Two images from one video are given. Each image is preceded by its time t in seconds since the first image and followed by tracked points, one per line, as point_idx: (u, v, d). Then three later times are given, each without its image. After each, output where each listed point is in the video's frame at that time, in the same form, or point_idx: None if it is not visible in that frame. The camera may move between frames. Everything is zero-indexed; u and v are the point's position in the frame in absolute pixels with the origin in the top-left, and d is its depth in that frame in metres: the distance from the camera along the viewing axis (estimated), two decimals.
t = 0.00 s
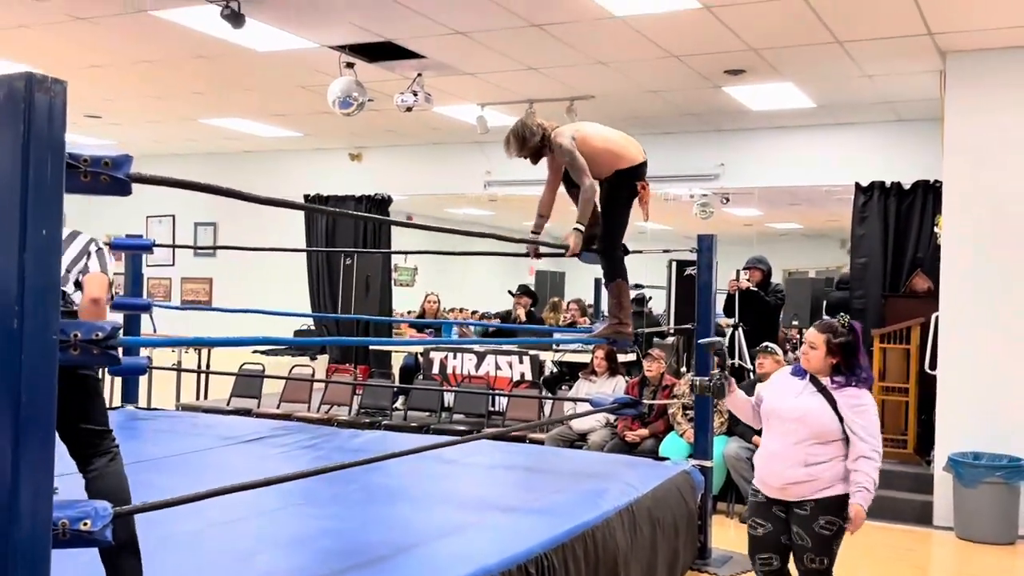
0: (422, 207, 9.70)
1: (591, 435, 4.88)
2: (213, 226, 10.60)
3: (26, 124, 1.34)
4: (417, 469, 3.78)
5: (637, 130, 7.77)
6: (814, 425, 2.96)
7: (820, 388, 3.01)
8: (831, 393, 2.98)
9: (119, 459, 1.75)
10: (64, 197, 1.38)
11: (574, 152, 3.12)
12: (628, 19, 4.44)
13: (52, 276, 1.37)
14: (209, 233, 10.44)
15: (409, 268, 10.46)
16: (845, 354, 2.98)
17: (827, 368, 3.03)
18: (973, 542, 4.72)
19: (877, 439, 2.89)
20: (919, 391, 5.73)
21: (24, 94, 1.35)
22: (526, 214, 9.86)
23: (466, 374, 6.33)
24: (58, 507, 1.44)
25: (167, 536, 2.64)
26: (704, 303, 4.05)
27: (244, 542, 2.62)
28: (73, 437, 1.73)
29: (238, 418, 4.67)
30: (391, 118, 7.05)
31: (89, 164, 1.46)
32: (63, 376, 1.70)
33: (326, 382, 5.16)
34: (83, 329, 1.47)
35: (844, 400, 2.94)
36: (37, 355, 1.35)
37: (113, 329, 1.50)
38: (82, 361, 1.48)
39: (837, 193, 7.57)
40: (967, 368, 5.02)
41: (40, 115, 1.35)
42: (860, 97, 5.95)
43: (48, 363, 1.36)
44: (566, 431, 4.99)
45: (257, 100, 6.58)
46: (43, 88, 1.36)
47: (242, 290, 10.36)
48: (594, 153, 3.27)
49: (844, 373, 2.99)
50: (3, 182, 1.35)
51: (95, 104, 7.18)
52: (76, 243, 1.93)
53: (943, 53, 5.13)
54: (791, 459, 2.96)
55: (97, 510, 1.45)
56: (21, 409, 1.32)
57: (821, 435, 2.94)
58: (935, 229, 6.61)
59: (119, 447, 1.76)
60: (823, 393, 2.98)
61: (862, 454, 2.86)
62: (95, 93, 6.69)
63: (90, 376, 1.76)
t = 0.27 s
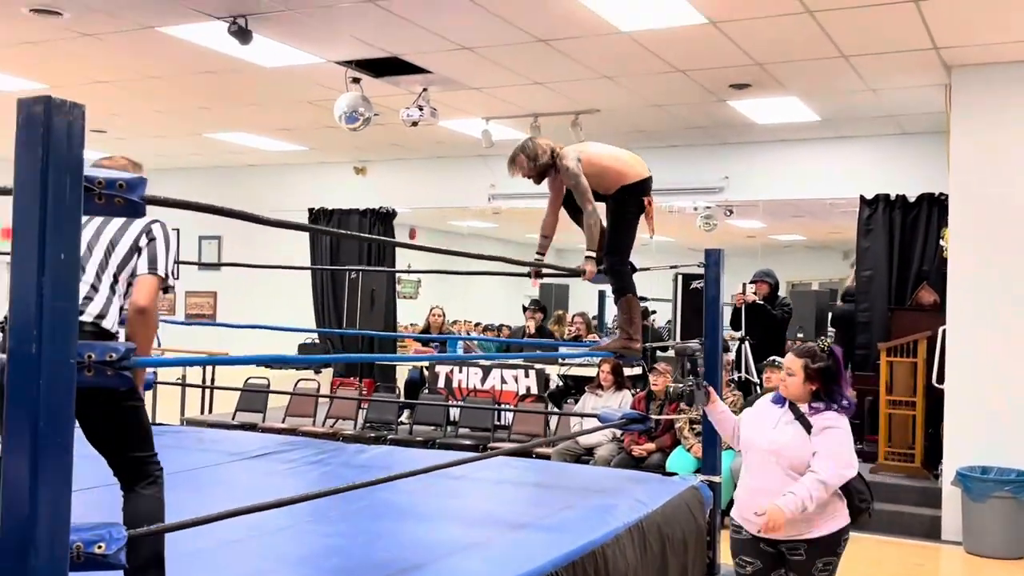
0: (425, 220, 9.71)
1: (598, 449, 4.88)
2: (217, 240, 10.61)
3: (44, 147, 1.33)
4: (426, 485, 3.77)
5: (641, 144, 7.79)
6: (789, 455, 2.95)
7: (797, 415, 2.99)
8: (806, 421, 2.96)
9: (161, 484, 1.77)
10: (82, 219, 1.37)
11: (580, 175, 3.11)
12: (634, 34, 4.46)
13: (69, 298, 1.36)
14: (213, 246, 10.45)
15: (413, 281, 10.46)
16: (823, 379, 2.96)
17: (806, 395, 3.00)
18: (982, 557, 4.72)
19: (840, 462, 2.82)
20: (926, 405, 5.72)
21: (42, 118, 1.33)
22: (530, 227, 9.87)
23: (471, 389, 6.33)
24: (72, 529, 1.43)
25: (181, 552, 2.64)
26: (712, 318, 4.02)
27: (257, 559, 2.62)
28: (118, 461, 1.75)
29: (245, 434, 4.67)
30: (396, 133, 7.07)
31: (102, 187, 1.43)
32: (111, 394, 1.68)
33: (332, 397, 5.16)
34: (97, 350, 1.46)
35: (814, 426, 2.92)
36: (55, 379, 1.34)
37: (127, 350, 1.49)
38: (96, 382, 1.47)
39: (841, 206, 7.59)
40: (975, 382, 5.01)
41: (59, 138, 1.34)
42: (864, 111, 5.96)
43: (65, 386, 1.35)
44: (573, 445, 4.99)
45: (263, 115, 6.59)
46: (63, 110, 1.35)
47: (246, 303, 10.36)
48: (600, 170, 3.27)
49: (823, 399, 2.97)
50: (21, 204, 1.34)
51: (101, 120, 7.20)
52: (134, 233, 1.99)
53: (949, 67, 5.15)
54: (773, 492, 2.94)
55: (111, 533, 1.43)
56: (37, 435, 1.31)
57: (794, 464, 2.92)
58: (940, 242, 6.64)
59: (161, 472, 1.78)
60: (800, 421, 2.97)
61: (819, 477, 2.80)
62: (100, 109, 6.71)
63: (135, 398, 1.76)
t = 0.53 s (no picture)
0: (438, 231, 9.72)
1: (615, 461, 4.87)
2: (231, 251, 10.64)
3: (81, 165, 1.29)
4: (447, 498, 3.76)
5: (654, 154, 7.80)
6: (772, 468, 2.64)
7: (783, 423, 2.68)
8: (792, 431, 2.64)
9: (195, 498, 1.80)
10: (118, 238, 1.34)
11: (600, 191, 3.09)
12: (651, 45, 4.47)
13: (105, 317, 1.32)
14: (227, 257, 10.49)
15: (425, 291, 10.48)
16: (806, 384, 2.65)
17: (790, 400, 2.70)
18: (1003, 569, 4.69)
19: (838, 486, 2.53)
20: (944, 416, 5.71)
21: (78, 136, 1.30)
22: (543, 237, 9.88)
23: (487, 400, 6.33)
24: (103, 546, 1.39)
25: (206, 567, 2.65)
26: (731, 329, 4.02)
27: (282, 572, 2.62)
28: (155, 472, 1.78)
29: (262, 446, 4.67)
30: (410, 144, 7.09)
31: (134, 204, 1.40)
32: (166, 407, 1.75)
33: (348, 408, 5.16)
34: (126, 365, 1.43)
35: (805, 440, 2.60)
36: (91, 399, 1.30)
37: (156, 365, 1.46)
38: (126, 398, 1.43)
39: (855, 216, 7.57)
40: (994, 392, 4.99)
41: (96, 155, 1.30)
42: (880, 121, 5.95)
43: (101, 406, 1.31)
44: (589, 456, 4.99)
45: (278, 127, 6.62)
46: (100, 128, 1.31)
47: (259, 314, 10.39)
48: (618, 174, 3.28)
49: (808, 406, 2.66)
50: (56, 220, 1.30)
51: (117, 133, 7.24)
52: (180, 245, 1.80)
53: (966, 76, 5.13)
54: (753, 508, 2.67)
55: (142, 549, 1.40)
56: (73, 457, 1.27)
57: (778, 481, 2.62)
58: (956, 252, 6.63)
59: (197, 486, 1.82)
60: (783, 428, 2.65)
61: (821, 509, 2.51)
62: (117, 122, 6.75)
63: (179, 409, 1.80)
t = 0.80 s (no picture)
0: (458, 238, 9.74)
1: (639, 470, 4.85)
2: (254, 260, 10.71)
3: (118, 181, 1.30)
4: (472, 507, 3.75)
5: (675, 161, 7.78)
6: (756, 499, 2.53)
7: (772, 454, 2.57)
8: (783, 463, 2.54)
9: (217, 507, 1.77)
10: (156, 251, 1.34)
11: (628, 190, 3.10)
12: (674, 53, 4.47)
13: (144, 329, 1.32)
14: (249, 266, 10.55)
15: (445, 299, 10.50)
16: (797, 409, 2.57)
17: (782, 428, 2.61)
18: None
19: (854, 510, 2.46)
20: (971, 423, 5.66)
21: (115, 151, 1.30)
22: (563, 245, 9.88)
23: (509, 408, 6.33)
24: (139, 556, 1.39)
25: None
26: (756, 336, 4.00)
27: None
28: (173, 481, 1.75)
29: (286, 454, 4.68)
30: (431, 153, 7.11)
31: (168, 216, 1.42)
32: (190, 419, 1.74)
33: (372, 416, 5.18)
34: (162, 377, 1.44)
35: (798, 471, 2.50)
36: (129, 412, 1.30)
37: (190, 376, 1.46)
38: (161, 410, 1.44)
39: (879, 222, 7.52)
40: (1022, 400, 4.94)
41: (132, 170, 1.31)
42: (903, 126, 5.92)
43: (139, 419, 1.31)
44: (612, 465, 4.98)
45: (300, 137, 6.66)
46: (137, 142, 1.32)
47: (281, 323, 10.44)
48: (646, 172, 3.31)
49: (799, 434, 2.56)
50: (95, 235, 1.30)
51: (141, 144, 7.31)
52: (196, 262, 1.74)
53: (992, 81, 5.10)
54: (725, 539, 2.58)
55: (177, 560, 1.39)
56: (112, 469, 1.27)
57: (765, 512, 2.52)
58: (981, 257, 6.58)
59: (216, 495, 1.78)
60: (773, 459, 2.54)
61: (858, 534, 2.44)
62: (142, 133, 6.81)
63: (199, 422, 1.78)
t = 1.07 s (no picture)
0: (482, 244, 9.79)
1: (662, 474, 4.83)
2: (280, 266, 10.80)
3: (136, 190, 1.33)
4: (492, 511, 3.76)
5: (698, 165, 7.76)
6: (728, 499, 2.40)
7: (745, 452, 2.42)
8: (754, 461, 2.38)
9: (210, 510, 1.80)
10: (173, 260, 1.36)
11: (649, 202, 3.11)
12: (695, 57, 4.46)
13: (161, 338, 1.35)
14: (274, 272, 10.66)
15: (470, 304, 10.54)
16: (763, 407, 2.38)
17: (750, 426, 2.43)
18: None
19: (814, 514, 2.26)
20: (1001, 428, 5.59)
21: (133, 162, 1.33)
22: (586, 250, 9.88)
23: (532, 413, 6.33)
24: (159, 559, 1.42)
25: None
26: (779, 341, 3.98)
27: None
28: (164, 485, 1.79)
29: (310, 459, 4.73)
30: (453, 159, 7.15)
31: (187, 226, 1.44)
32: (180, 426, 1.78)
33: (395, 421, 5.21)
34: (181, 385, 1.46)
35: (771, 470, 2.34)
36: (145, 418, 1.32)
37: (208, 383, 1.49)
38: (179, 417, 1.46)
39: (906, 225, 7.45)
40: None
41: (150, 180, 1.34)
42: (930, 128, 5.86)
43: (156, 425, 1.34)
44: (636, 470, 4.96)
45: (324, 144, 6.73)
46: (153, 153, 1.34)
47: (306, 328, 10.53)
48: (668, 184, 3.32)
49: (767, 433, 2.38)
50: (114, 245, 1.33)
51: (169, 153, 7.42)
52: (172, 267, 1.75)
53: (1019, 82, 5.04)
54: (698, 542, 2.46)
55: (196, 564, 1.42)
56: (130, 476, 1.30)
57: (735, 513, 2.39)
58: (1010, 259, 6.49)
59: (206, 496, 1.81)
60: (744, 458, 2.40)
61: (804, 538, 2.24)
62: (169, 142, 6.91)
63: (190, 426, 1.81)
